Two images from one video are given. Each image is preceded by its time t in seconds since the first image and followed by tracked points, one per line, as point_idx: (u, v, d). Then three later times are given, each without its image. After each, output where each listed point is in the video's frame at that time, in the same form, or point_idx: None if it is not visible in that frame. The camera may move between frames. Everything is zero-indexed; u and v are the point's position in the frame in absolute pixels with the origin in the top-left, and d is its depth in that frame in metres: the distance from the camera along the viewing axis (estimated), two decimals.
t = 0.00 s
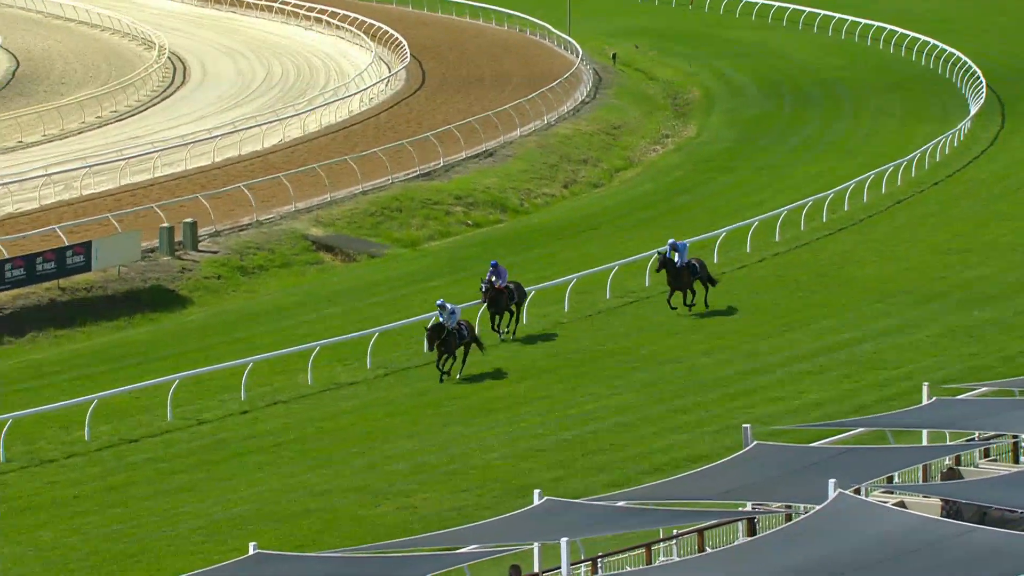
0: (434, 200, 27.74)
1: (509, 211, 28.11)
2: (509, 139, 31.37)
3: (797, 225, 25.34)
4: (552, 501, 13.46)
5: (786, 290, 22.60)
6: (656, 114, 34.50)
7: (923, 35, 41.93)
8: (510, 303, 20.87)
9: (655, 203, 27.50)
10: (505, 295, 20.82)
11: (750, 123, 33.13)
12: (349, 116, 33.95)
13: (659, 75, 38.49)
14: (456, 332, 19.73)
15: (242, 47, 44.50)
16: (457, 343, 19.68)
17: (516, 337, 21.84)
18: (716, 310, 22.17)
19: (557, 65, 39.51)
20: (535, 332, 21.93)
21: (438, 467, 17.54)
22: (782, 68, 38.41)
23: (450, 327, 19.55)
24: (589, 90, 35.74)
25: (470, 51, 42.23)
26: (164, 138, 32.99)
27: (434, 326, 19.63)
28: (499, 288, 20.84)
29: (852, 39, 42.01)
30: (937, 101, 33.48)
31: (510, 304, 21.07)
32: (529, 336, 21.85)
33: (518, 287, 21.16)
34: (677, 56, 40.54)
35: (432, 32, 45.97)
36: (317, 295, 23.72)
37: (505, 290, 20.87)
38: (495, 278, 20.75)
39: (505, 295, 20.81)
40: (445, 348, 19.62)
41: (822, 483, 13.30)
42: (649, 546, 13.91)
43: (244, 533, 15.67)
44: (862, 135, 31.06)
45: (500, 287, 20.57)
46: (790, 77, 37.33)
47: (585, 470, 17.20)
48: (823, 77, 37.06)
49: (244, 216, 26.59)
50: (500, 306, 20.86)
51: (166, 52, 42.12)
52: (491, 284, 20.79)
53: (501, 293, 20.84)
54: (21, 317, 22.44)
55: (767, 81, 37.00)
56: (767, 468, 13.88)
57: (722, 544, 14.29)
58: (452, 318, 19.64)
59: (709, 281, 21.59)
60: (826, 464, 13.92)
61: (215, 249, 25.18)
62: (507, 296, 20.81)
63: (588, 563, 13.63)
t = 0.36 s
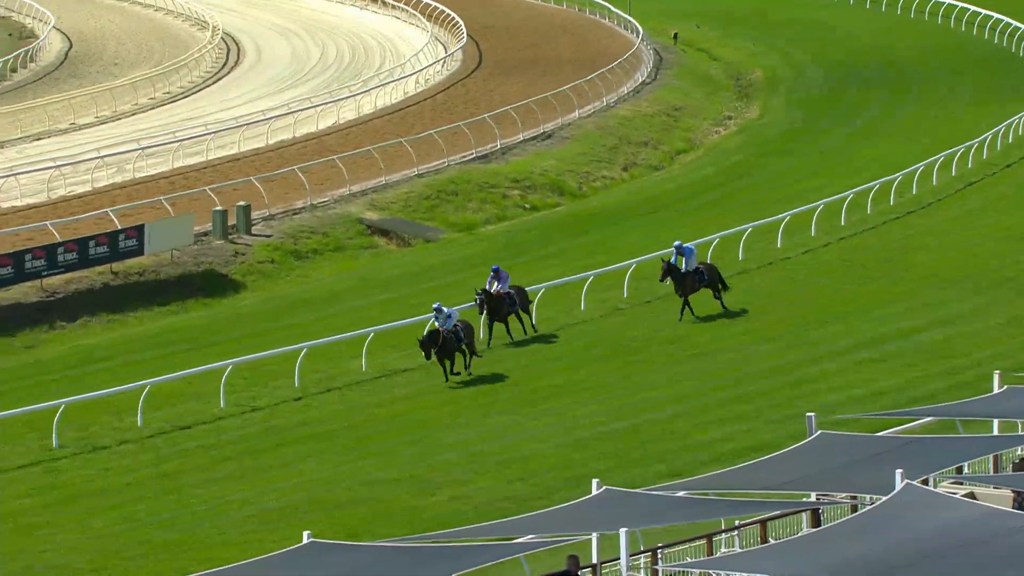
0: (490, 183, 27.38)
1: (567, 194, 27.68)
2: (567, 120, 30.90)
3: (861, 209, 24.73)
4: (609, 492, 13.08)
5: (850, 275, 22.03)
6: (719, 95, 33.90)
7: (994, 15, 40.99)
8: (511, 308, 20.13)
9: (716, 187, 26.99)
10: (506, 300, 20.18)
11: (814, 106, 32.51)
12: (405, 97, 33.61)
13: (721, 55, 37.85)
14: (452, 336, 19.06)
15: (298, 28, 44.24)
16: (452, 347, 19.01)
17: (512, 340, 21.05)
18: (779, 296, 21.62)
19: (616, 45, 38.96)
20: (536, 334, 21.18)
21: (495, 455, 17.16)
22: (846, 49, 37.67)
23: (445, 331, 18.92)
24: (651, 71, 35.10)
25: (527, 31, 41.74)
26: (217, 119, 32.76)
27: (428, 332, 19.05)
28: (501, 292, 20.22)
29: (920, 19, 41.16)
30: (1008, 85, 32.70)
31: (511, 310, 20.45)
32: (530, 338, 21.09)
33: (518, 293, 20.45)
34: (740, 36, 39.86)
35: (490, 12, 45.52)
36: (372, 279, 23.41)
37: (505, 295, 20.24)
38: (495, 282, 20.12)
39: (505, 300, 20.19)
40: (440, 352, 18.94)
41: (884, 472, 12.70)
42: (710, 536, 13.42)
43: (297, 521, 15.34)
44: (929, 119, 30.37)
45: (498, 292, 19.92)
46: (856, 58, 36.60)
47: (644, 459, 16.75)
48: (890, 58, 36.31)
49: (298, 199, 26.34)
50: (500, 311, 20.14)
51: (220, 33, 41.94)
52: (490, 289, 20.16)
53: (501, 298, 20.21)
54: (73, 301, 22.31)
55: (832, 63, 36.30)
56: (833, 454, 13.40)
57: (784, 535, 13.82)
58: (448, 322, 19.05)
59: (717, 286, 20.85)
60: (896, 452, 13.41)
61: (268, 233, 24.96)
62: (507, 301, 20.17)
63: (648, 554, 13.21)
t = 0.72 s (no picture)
0: (550, 163, 26.99)
1: (628, 175, 27.25)
2: (629, 99, 30.40)
3: (930, 191, 24.08)
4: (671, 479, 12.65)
5: (920, 259, 21.43)
6: (784, 72, 33.24)
7: None
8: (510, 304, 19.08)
9: (781, 167, 26.44)
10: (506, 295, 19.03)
11: (882, 85, 31.82)
12: (464, 75, 33.23)
13: (787, 31, 37.15)
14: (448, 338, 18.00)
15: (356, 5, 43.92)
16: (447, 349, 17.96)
17: (512, 340, 20.17)
18: (846, 279, 21.05)
19: (678, 22, 38.35)
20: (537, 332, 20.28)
21: (555, 441, 16.75)
22: (916, 26, 36.86)
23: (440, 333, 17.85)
24: (715, 48, 34.42)
25: (588, 8, 41.20)
26: (273, 99, 32.51)
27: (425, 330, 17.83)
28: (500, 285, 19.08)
29: None
30: None
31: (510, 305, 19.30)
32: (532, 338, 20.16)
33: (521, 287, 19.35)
34: (806, 12, 39.14)
35: None
36: (430, 261, 23.06)
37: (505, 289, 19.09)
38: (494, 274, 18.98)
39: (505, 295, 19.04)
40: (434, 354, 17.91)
41: (955, 459, 12.18)
42: (775, 525, 12.94)
43: (353, 508, 15.00)
44: (1001, 99, 29.62)
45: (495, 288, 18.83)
46: (925, 36, 35.81)
47: (708, 445, 16.28)
48: (961, 36, 35.50)
49: (354, 179, 26.07)
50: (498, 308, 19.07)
51: (277, 11, 41.70)
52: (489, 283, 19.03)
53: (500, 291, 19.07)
54: (128, 282, 22.17)
55: (901, 41, 35.54)
56: (905, 438, 12.88)
57: (852, 525, 13.41)
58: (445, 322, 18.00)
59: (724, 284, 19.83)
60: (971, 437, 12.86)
61: (324, 214, 24.72)
62: (507, 294, 19.05)
63: (712, 543, 12.78)
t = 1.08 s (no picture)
0: (618, 143, 26.52)
1: (698, 155, 26.72)
2: (699, 77, 29.83)
3: (1009, 172, 23.37)
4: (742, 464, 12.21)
5: (999, 242, 20.76)
6: (860, 48, 32.49)
7: None
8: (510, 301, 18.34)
9: (855, 147, 25.82)
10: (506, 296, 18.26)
11: (961, 63, 31.05)
12: (532, 52, 32.78)
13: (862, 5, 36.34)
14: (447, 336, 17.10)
15: None
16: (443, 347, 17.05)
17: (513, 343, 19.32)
18: (922, 263, 20.44)
19: None
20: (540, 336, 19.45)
21: (621, 427, 16.34)
22: (995, 2, 35.92)
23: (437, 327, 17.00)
24: (787, 23, 33.68)
25: None
26: (336, 78, 32.24)
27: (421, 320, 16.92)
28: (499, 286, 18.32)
29: None
30: None
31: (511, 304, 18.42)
32: (534, 339, 19.37)
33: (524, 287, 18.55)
34: None
35: None
36: (495, 243, 22.71)
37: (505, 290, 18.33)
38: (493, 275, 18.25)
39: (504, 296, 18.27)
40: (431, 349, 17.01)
41: None
42: (848, 514, 12.45)
43: (416, 495, 14.65)
44: None
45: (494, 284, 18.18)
46: (1006, 11, 34.90)
47: (778, 432, 15.80)
48: None
49: (417, 160, 25.76)
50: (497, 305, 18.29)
51: None
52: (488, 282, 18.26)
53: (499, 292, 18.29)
54: (190, 264, 22.02)
55: (981, 18, 34.66)
56: (987, 426, 12.28)
57: (927, 515, 12.93)
58: (443, 318, 17.10)
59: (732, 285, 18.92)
60: None
61: (388, 195, 24.43)
62: (507, 295, 18.27)
63: (783, 533, 12.35)
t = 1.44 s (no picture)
0: (693, 123, 26.01)
1: (775, 134, 26.14)
2: (777, 54, 29.20)
3: None
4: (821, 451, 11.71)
5: None
6: (942, 24, 31.67)
7: None
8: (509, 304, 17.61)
9: (938, 125, 25.12)
10: (503, 299, 17.54)
11: None
12: (606, 29, 32.25)
13: None
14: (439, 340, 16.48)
15: None
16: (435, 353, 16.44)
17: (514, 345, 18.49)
18: (1008, 245, 19.77)
19: None
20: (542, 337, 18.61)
21: (695, 413, 15.87)
22: None
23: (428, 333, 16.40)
24: None
25: None
26: (404, 55, 31.93)
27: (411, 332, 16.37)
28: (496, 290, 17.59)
29: None
30: None
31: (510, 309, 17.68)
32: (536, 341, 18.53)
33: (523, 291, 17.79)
34: None
35: None
36: (567, 224, 22.29)
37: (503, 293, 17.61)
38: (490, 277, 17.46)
39: (501, 299, 17.55)
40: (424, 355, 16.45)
41: None
42: (931, 504, 11.69)
43: (487, 480, 14.30)
44: None
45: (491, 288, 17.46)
46: None
47: (859, 419, 15.25)
48: None
49: (488, 139, 25.43)
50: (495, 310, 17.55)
51: None
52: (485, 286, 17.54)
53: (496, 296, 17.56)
54: (257, 245, 21.79)
55: None
56: None
57: (1013, 504, 12.47)
58: (435, 323, 16.49)
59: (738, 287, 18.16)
60: None
61: (457, 175, 24.14)
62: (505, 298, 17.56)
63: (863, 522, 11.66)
